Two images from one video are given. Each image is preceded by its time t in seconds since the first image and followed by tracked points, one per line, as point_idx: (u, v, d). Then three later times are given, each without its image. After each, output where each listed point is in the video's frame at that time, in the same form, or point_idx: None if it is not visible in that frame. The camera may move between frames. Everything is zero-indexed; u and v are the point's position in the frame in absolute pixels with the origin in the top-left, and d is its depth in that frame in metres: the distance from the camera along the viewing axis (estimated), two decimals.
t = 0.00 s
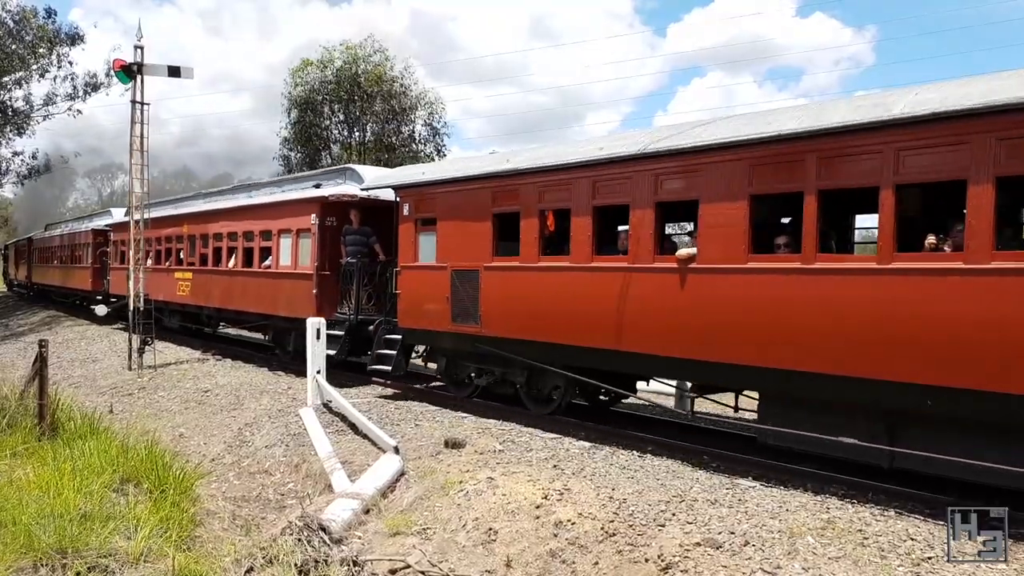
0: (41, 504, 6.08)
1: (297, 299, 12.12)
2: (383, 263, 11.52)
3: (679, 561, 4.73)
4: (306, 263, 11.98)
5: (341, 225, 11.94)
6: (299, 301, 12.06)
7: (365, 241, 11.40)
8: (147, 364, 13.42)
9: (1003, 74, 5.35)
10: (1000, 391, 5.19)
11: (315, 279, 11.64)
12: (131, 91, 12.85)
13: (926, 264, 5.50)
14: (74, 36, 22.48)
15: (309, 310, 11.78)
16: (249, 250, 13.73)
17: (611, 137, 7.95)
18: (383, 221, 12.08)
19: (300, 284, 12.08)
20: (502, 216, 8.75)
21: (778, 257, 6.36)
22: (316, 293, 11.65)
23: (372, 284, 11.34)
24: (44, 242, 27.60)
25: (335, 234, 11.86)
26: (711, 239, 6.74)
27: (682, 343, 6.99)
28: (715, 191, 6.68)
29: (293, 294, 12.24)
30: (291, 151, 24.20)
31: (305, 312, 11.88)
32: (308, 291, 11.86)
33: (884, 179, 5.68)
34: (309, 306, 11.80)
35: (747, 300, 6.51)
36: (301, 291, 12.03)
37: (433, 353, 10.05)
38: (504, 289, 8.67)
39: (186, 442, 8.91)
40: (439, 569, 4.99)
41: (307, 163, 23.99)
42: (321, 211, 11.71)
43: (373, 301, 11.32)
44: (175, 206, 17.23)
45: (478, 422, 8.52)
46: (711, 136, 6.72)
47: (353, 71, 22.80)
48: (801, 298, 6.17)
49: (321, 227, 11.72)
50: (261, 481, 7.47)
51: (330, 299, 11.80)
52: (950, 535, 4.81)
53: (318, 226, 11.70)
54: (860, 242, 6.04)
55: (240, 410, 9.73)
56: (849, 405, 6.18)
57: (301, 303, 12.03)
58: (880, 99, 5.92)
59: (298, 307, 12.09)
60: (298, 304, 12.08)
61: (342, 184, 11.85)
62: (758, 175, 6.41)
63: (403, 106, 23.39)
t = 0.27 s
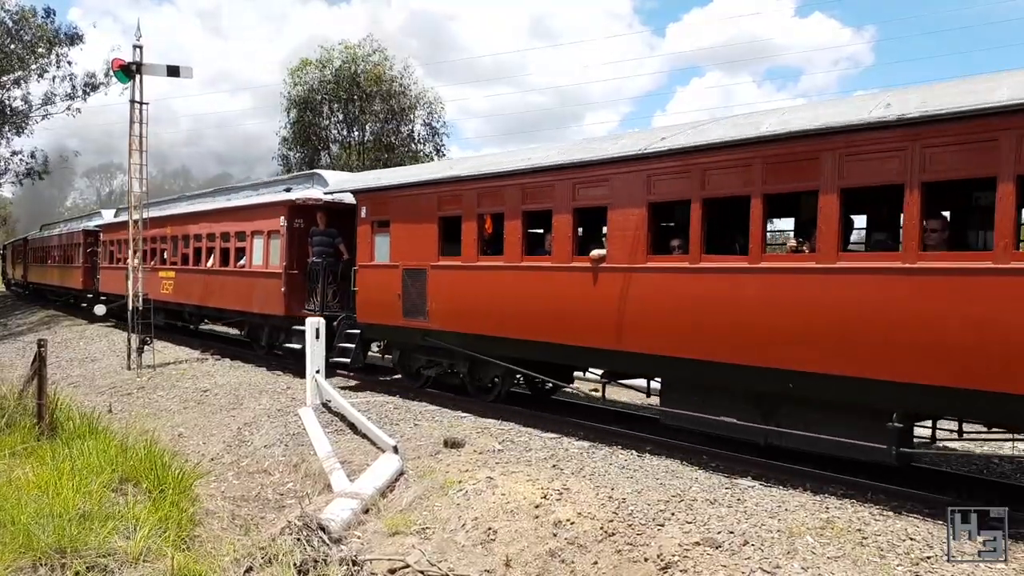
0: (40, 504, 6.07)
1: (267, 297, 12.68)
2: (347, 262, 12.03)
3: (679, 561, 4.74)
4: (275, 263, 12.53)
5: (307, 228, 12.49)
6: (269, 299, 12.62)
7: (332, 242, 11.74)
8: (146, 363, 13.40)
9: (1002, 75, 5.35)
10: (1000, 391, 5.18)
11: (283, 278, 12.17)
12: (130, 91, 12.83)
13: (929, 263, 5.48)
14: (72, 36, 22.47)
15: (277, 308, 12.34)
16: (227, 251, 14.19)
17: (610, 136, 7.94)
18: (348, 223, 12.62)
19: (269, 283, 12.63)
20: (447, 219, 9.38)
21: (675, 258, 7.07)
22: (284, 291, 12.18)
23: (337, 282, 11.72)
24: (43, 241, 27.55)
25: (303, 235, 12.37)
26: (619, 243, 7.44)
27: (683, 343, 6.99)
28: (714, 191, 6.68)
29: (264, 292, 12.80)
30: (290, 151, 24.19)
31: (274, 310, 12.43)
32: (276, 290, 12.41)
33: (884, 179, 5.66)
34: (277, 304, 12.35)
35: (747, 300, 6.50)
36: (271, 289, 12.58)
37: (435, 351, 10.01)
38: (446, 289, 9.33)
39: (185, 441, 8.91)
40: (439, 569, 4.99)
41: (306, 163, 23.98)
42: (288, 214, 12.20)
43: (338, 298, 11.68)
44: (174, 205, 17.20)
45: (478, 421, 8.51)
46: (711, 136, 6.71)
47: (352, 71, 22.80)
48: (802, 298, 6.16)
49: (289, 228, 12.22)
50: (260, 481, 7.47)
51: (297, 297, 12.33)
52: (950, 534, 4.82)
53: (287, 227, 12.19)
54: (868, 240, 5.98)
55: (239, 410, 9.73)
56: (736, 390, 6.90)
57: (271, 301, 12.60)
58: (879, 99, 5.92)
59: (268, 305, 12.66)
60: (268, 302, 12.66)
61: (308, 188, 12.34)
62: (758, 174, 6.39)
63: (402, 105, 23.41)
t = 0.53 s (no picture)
0: (39, 504, 6.07)
1: (240, 294, 13.37)
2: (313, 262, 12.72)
3: (678, 561, 4.74)
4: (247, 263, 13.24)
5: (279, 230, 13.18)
6: (242, 296, 13.30)
7: (300, 243, 12.37)
8: (144, 364, 13.39)
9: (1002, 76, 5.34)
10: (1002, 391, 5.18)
11: (255, 278, 12.87)
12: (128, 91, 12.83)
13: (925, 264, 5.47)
14: (72, 36, 22.46)
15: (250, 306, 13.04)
16: (206, 251, 14.83)
17: (609, 137, 7.94)
18: (316, 225, 13.28)
19: (242, 282, 13.33)
20: (400, 223, 10.10)
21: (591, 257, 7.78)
22: (255, 290, 12.88)
23: (305, 281, 12.46)
24: (41, 241, 27.50)
25: (273, 237, 13.05)
26: (544, 243, 8.14)
27: (682, 344, 7.00)
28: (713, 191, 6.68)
29: (238, 290, 13.50)
30: (289, 151, 24.17)
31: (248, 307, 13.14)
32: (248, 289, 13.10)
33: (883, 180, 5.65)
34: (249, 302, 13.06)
35: (747, 301, 6.50)
36: (243, 287, 13.28)
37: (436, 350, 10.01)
38: (399, 285, 10.05)
39: (184, 441, 8.90)
40: (438, 569, 4.99)
41: (305, 163, 23.96)
42: (259, 216, 12.90)
43: (306, 297, 12.47)
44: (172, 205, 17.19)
45: (476, 421, 8.51)
46: (710, 136, 6.70)
47: (351, 71, 22.80)
48: (801, 298, 6.15)
49: (260, 230, 12.92)
50: (259, 481, 7.46)
51: (269, 294, 13.05)
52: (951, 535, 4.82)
53: (259, 229, 12.88)
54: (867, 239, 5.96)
55: (238, 410, 9.72)
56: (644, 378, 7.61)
57: (244, 299, 13.31)
58: (878, 100, 5.92)
59: (241, 303, 13.37)
60: (241, 299, 13.35)
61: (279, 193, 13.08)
62: (758, 175, 6.40)
63: (402, 105, 23.42)
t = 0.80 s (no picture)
0: (37, 504, 6.06)
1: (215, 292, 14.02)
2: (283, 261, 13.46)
3: (676, 561, 4.74)
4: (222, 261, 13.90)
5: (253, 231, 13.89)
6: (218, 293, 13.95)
7: (272, 242, 13.15)
8: (143, 364, 13.37)
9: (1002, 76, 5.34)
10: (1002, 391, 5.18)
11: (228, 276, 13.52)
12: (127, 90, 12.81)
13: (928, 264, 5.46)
14: (70, 36, 22.44)
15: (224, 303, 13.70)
16: (185, 251, 15.54)
17: (609, 137, 7.94)
18: (284, 226, 14.05)
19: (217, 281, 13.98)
20: (358, 225, 10.85)
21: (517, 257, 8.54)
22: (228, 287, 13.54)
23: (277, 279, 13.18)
24: (38, 241, 27.48)
25: (246, 238, 13.76)
26: (477, 244, 8.86)
27: (682, 343, 7.00)
28: (714, 191, 6.68)
29: (214, 288, 14.13)
30: (288, 151, 24.16)
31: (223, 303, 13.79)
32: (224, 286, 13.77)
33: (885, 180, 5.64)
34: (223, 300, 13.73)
35: (747, 300, 6.50)
36: (218, 286, 13.94)
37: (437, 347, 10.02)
38: (354, 283, 10.79)
39: (182, 441, 8.89)
40: (437, 569, 4.98)
41: (304, 162, 23.94)
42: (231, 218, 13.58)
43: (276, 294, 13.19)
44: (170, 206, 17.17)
45: (475, 421, 8.51)
46: (710, 136, 6.70)
47: (350, 71, 22.80)
48: (801, 299, 6.16)
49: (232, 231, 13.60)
50: (258, 481, 7.46)
51: (243, 292, 13.70)
52: (950, 535, 4.82)
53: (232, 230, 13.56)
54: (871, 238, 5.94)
55: (236, 410, 9.71)
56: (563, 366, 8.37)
57: (218, 296, 13.96)
58: (877, 100, 5.92)
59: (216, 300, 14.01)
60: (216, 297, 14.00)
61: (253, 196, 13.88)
62: (759, 174, 6.39)
63: (400, 105, 23.42)
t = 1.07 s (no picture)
0: (35, 504, 6.04)
1: (195, 290, 14.82)
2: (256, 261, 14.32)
3: (676, 561, 4.73)
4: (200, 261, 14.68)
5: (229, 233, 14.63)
6: (197, 292, 14.74)
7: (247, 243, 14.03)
8: (141, 364, 13.35)
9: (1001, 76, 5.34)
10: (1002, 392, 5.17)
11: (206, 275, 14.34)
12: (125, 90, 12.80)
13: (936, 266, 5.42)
14: (68, 35, 22.41)
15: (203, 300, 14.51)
16: (168, 252, 16.35)
17: (607, 137, 7.93)
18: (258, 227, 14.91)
19: (197, 279, 14.77)
20: (320, 227, 11.61)
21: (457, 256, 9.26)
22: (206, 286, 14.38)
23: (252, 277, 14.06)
24: (34, 241, 27.39)
25: (222, 239, 14.59)
26: (424, 243, 9.57)
27: (684, 344, 6.95)
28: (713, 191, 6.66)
29: (194, 287, 14.92)
30: (286, 151, 24.14)
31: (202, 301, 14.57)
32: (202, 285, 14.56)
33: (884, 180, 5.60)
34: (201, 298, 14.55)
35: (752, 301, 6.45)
36: (198, 285, 14.73)
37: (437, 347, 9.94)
38: (318, 280, 11.51)
39: (180, 441, 8.88)
40: (436, 569, 4.98)
41: (303, 162, 23.93)
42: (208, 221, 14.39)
43: (252, 291, 14.08)
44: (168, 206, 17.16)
45: (474, 421, 8.50)
46: (709, 136, 6.69)
47: (348, 70, 22.80)
48: (802, 297, 6.14)
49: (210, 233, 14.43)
50: (256, 481, 7.45)
51: (221, 290, 14.54)
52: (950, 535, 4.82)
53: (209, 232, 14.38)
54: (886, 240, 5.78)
55: (235, 409, 9.70)
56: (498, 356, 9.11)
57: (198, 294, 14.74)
58: (876, 100, 5.92)
59: (196, 297, 14.82)
60: (195, 295, 14.80)
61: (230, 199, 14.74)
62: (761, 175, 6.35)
63: (399, 105, 23.43)
